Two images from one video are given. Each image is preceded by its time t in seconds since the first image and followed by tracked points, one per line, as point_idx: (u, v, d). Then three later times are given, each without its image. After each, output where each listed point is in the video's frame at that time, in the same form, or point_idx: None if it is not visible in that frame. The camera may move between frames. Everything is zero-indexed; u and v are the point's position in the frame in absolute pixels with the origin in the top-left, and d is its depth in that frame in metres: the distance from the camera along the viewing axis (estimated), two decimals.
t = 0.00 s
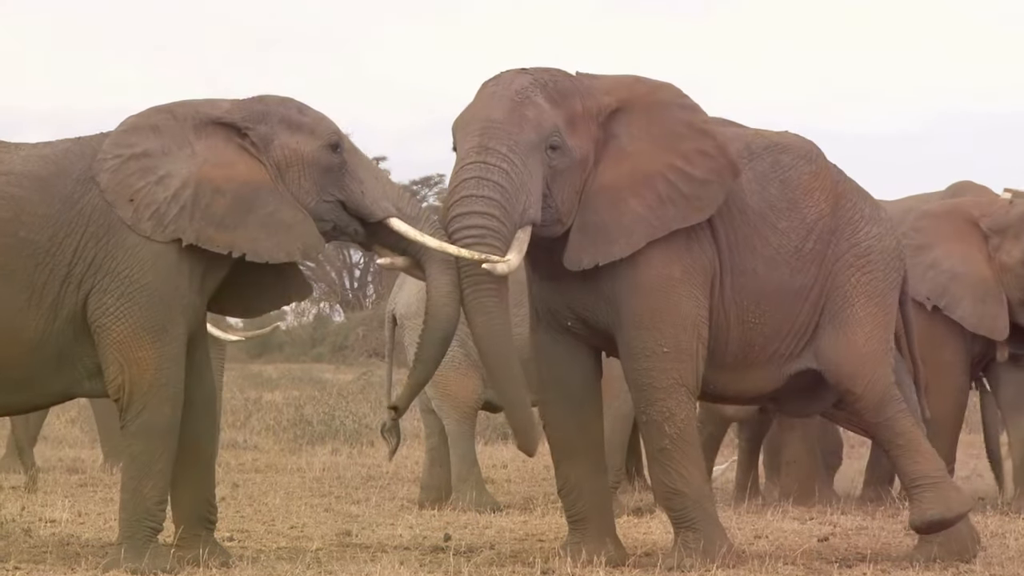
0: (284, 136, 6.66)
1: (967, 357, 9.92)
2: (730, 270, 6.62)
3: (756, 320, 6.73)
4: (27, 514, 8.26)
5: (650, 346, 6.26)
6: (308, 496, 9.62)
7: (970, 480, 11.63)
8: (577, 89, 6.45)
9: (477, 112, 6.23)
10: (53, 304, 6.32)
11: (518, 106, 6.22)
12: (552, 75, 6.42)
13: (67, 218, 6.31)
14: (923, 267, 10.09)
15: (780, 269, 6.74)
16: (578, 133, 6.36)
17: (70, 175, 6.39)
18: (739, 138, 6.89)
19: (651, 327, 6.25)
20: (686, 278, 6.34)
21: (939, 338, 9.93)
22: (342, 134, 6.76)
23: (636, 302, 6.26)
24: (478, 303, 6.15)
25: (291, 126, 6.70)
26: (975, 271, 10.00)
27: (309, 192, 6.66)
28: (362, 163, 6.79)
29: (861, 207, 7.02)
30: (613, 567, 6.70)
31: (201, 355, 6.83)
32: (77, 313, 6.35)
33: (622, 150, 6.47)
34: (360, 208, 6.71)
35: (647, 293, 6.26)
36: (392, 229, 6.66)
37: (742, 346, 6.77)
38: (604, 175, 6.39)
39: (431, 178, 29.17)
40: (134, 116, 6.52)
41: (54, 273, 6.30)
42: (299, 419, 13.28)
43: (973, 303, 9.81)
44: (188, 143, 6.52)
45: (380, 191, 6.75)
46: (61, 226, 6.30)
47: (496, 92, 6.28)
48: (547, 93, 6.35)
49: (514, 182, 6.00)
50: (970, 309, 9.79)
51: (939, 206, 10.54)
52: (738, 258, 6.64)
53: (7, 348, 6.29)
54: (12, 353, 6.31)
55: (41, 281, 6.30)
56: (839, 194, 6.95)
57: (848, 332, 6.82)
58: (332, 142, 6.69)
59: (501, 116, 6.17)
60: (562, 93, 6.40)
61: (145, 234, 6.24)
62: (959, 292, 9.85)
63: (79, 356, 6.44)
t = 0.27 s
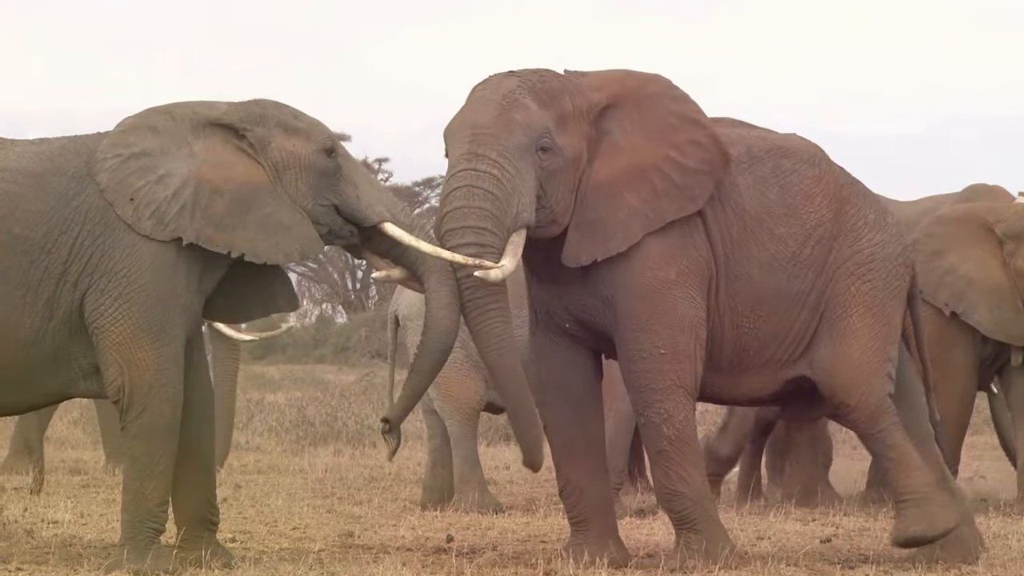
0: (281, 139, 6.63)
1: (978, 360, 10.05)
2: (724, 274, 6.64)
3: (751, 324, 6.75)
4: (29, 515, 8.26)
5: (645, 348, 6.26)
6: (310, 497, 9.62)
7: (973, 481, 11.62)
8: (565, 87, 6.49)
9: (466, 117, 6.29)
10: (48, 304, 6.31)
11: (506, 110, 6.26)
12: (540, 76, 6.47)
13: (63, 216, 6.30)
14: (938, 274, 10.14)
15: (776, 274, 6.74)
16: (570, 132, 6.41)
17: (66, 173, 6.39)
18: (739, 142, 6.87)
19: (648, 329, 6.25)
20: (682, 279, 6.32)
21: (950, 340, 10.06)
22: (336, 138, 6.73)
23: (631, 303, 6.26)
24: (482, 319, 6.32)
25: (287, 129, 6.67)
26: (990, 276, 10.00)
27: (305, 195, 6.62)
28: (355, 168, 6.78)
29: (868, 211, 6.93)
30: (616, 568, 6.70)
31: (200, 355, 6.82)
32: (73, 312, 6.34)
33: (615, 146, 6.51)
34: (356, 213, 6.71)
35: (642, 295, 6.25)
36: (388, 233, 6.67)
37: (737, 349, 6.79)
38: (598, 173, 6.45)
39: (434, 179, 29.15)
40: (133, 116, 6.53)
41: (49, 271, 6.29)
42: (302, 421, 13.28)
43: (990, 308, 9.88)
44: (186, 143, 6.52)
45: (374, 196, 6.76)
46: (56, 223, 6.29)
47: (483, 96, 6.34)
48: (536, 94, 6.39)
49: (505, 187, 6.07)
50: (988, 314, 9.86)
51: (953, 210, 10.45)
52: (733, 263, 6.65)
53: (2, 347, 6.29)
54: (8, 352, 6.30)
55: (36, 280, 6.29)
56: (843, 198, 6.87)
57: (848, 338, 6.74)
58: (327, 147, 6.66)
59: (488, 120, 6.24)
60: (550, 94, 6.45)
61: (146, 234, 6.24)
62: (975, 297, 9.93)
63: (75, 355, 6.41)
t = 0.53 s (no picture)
0: (268, 137, 6.69)
1: (984, 362, 10.01)
2: (720, 278, 6.62)
3: (746, 328, 6.72)
4: (31, 516, 8.27)
5: (643, 349, 6.25)
6: (312, 497, 9.62)
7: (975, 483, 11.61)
8: (557, 88, 6.45)
9: (457, 118, 6.22)
10: (43, 302, 6.31)
11: (498, 111, 6.20)
12: (533, 77, 6.41)
13: (57, 213, 6.30)
14: (950, 275, 10.11)
15: (774, 278, 6.71)
16: (562, 133, 6.37)
17: (57, 169, 6.40)
18: (741, 146, 6.86)
19: (646, 329, 6.24)
20: (679, 280, 6.32)
21: (957, 343, 10.04)
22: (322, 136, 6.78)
23: (629, 304, 6.25)
24: (478, 326, 6.09)
25: (275, 127, 6.71)
26: (1003, 277, 10.00)
27: (292, 192, 6.67)
28: (340, 166, 6.83)
29: (872, 218, 6.90)
30: (618, 569, 6.69)
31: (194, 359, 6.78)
32: (68, 310, 6.33)
33: (610, 147, 6.49)
34: (342, 211, 6.76)
35: (640, 297, 6.24)
36: (374, 232, 6.73)
37: (733, 355, 6.76)
38: (591, 173, 6.42)
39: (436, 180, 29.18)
40: (122, 112, 6.57)
41: (45, 269, 6.29)
42: (304, 422, 13.29)
43: (1004, 308, 9.87)
44: (174, 139, 6.56)
45: (360, 194, 6.81)
46: (50, 219, 6.29)
47: (475, 98, 6.26)
48: (529, 96, 6.34)
49: (493, 189, 5.98)
50: (1002, 314, 9.85)
51: (965, 212, 10.52)
52: (730, 267, 6.64)
53: None
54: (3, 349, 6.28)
55: (30, 277, 6.30)
56: (847, 204, 6.84)
57: (844, 346, 6.73)
58: (314, 145, 6.72)
59: (479, 121, 6.17)
60: (543, 94, 6.38)
61: (134, 226, 6.26)
62: (987, 298, 9.90)
63: (69, 354, 6.40)
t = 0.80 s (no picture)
0: (260, 140, 6.66)
1: (999, 368, 9.89)
2: (730, 286, 6.56)
3: (755, 335, 6.67)
4: (40, 520, 8.30)
5: (651, 354, 6.25)
6: (321, 502, 9.63)
7: (987, 487, 11.57)
8: (562, 95, 6.38)
9: (459, 122, 6.21)
10: (43, 308, 6.33)
11: (499, 117, 6.18)
12: (539, 83, 6.36)
13: (54, 219, 6.32)
14: (964, 278, 10.01)
15: (785, 286, 6.66)
16: (564, 141, 6.30)
17: (54, 174, 6.40)
18: (752, 150, 6.74)
19: (655, 335, 6.24)
20: (686, 285, 6.31)
21: (971, 348, 9.93)
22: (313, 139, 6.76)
23: (636, 311, 6.25)
24: (461, 337, 6.11)
25: (267, 131, 6.68)
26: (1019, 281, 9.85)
27: (282, 196, 6.64)
28: (332, 169, 6.82)
29: (885, 223, 6.84)
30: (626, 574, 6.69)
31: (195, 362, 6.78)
32: (68, 316, 6.35)
33: (616, 155, 6.42)
34: (333, 214, 6.73)
35: (646, 303, 6.24)
36: (364, 235, 6.72)
37: (742, 361, 6.73)
38: (594, 182, 6.37)
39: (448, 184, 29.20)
40: (114, 117, 6.58)
41: (43, 275, 6.30)
42: (314, 426, 13.31)
43: (1018, 312, 9.72)
44: (165, 143, 6.56)
45: (352, 197, 6.79)
46: (48, 226, 6.31)
47: (478, 104, 6.25)
48: (533, 103, 6.29)
49: (486, 194, 5.96)
50: (1015, 318, 9.70)
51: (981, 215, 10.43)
52: (738, 274, 6.58)
53: None
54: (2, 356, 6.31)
55: (28, 283, 6.31)
56: (860, 211, 6.77)
57: (854, 354, 6.74)
58: (306, 148, 6.70)
59: (480, 126, 6.14)
60: (547, 101, 6.32)
61: (128, 230, 6.27)
62: (1002, 301, 9.79)
63: (66, 359, 6.42)
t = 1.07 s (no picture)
0: (240, 138, 6.55)
1: (1006, 365, 9.86)
2: (740, 281, 6.54)
3: (764, 331, 6.65)
4: (41, 517, 8.30)
5: (655, 352, 6.22)
6: (322, 500, 9.63)
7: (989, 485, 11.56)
8: (558, 95, 6.35)
9: (449, 118, 6.19)
10: (29, 309, 6.30)
11: (488, 115, 6.15)
12: (534, 82, 6.33)
13: (38, 221, 6.26)
14: (972, 274, 9.96)
15: (795, 282, 6.63)
16: (556, 141, 6.27)
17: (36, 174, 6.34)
18: (762, 147, 6.75)
19: (661, 333, 6.21)
20: (691, 283, 6.30)
21: (978, 344, 9.89)
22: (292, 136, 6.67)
23: (641, 309, 6.22)
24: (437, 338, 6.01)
25: (244, 128, 6.57)
26: None
27: (264, 192, 6.56)
28: (310, 164, 6.74)
29: (895, 218, 6.82)
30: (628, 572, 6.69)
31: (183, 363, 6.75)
32: (55, 316, 6.31)
33: (611, 155, 6.35)
34: (314, 210, 6.65)
35: (651, 300, 6.23)
36: (346, 230, 6.65)
37: (751, 356, 6.71)
38: (589, 183, 6.29)
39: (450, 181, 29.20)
40: (96, 118, 6.46)
41: (29, 276, 6.25)
42: (315, 423, 13.31)
43: None
44: (147, 143, 6.43)
45: (332, 192, 6.71)
46: (33, 227, 6.26)
47: (471, 101, 6.23)
48: (526, 102, 6.27)
49: (465, 193, 5.93)
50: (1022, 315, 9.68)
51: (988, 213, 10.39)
52: (748, 269, 6.55)
53: None
54: None
55: (14, 284, 6.27)
56: (869, 207, 6.75)
57: (864, 350, 6.74)
58: (284, 145, 6.61)
59: (468, 124, 6.12)
60: (541, 101, 6.30)
61: (112, 231, 6.18)
62: (1009, 298, 9.75)
63: (52, 359, 6.38)
